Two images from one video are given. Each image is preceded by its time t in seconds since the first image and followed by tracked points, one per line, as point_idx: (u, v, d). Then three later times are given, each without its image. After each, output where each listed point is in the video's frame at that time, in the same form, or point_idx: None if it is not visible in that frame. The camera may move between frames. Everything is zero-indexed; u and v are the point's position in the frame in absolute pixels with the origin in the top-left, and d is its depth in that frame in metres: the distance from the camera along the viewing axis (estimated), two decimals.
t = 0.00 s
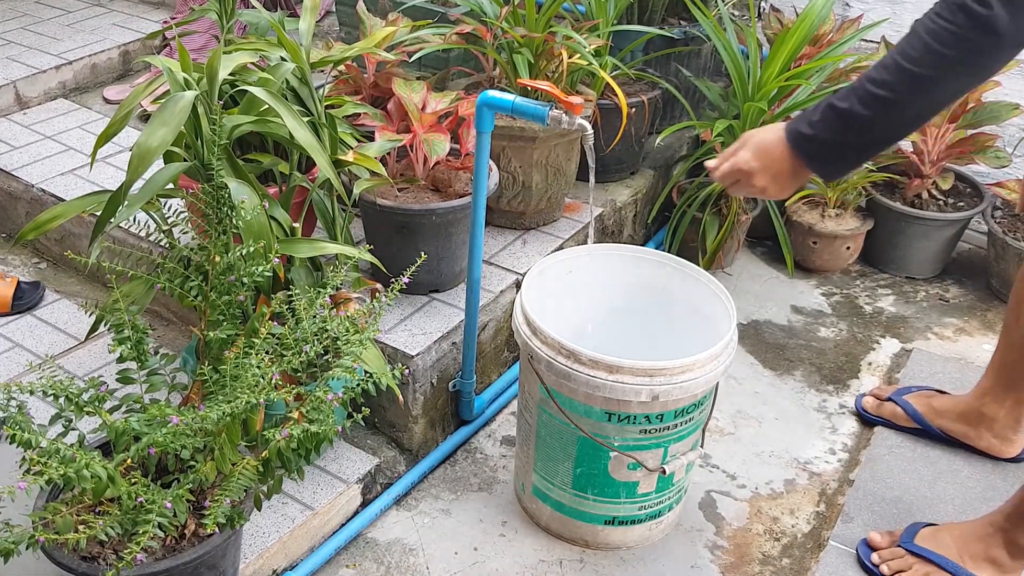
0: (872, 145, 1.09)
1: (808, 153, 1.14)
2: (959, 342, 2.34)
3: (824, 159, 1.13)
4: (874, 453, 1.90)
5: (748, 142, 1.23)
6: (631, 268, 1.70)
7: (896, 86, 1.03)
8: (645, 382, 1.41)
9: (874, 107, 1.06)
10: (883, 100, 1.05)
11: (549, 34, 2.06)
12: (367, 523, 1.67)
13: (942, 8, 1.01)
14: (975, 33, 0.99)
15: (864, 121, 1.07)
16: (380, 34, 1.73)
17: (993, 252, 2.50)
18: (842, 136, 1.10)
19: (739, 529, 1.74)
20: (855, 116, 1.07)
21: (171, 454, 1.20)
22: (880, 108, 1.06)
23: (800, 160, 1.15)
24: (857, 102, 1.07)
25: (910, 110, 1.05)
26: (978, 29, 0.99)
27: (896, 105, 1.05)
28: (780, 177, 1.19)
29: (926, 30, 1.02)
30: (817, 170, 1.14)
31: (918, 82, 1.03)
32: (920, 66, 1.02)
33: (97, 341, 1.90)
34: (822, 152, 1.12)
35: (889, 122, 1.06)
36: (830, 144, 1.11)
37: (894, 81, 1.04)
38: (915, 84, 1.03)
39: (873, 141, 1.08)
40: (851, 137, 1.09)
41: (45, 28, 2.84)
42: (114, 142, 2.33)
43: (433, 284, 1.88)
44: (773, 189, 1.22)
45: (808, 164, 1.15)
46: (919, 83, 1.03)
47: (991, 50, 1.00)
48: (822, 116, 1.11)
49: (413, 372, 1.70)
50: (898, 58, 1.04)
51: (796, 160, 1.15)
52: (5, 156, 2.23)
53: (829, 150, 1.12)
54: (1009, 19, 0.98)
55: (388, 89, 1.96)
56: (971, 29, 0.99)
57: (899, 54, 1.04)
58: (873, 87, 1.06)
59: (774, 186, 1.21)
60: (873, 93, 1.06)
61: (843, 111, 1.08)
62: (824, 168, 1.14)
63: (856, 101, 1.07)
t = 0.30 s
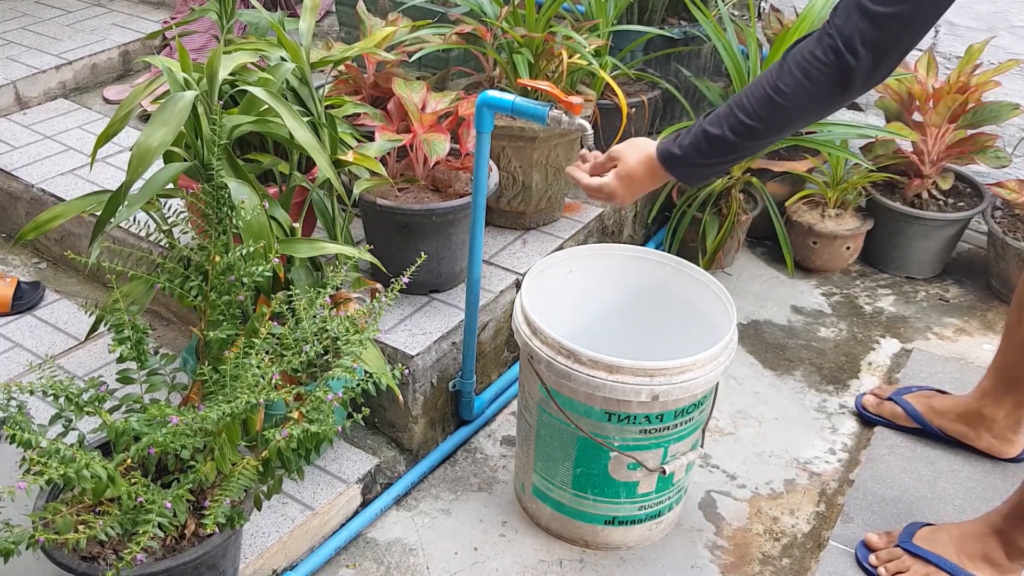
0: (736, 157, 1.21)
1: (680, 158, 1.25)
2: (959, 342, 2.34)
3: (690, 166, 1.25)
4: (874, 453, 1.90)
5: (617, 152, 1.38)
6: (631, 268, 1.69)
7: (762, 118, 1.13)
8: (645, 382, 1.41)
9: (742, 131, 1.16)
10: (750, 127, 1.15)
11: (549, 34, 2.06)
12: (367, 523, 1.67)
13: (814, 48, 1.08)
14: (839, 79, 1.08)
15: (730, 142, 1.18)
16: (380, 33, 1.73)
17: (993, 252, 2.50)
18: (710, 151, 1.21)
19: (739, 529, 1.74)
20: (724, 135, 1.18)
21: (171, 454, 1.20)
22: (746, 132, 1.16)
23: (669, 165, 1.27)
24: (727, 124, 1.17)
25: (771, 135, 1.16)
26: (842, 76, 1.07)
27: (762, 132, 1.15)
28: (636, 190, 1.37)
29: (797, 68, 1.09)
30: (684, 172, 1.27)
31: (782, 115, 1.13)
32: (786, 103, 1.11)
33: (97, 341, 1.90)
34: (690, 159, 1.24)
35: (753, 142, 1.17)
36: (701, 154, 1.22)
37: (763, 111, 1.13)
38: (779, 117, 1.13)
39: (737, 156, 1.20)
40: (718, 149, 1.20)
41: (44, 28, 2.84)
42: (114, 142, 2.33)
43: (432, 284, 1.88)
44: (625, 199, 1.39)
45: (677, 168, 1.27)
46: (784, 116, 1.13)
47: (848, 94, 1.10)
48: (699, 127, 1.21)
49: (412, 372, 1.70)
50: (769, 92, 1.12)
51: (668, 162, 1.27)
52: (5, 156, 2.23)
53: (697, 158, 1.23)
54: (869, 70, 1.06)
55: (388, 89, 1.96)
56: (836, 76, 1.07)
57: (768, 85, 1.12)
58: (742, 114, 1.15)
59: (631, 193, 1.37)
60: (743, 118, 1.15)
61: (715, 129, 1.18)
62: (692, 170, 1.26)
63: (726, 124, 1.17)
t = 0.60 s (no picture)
0: (731, 157, 1.22)
1: (675, 155, 1.25)
2: (959, 342, 2.35)
3: (684, 163, 1.26)
4: (874, 453, 1.90)
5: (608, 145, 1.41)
6: (631, 267, 1.69)
7: (755, 121, 1.14)
8: (645, 382, 1.41)
9: (736, 132, 1.17)
10: (744, 129, 1.16)
11: (549, 33, 2.06)
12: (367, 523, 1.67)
13: (812, 53, 1.08)
14: (834, 87, 1.08)
15: (724, 143, 1.19)
16: (380, 33, 1.73)
17: (993, 253, 2.50)
18: (704, 150, 1.21)
19: (739, 529, 1.74)
20: (720, 134, 1.18)
21: (171, 454, 1.20)
22: (740, 133, 1.17)
23: (661, 162, 1.29)
24: (722, 123, 1.17)
25: (764, 139, 1.17)
26: (838, 84, 1.07)
27: (756, 134, 1.16)
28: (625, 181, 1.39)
29: (795, 72, 1.10)
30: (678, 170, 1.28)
31: (777, 119, 1.13)
32: (780, 108, 1.11)
33: (97, 341, 1.89)
34: (685, 156, 1.24)
35: (748, 143, 1.18)
36: (695, 152, 1.23)
37: (758, 114, 1.14)
38: (773, 121, 1.13)
39: (731, 157, 1.21)
40: (712, 148, 1.21)
41: (44, 28, 2.84)
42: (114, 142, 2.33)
43: (433, 284, 1.88)
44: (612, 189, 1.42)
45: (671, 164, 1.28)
46: (779, 120, 1.13)
47: (844, 104, 1.09)
48: (695, 125, 1.21)
49: (412, 371, 1.70)
50: (764, 96, 1.12)
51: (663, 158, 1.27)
52: (5, 156, 2.23)
53: (692, 156, 1.23)
54: (864, 80, 1.06)
55: (388, 89, 1.96)
56: (831, 83, 1.07)
57: (766, 87, 1.12)
58: (737, 115, 1.16)
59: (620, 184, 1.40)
60: (739, 120, 1.16)
61: (710, 128, 1.19)
62: (687, 168, 1.26)
63: (721, 124, 1.17)
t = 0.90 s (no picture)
0: (715, 122, 1.08)
1: (654, 115, 1.09)
2: (959, 342, 2.35)
3: (664, 123, 1.09)
4: (874, 453, 1.90)
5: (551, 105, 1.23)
6: (631, 267, 1.69)
7: (753, 76, 1.02)
8: (645, 382, 1.41)
9: (732, 89, 1.04)
10: (742, 86, 1.03)
11: (549, 33, 2.06)
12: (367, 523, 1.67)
13: (818, 14, 1.00)
14: (838, 53, 0.99)
15: (717, 100, 1.05)
16: (380, 33, 1.73)
17: (993, 252, 2.50)
18: (690, 108, 1.07)
19: (739, 529, 1.74)
20: (712, 91, 1.05)
21: (171, 454, 1.20)
22: (735, 92, 1.04)
23: (642, 118, 1.11)
24: (717, 77, 1.04)
25: (753, 105, 1.05)
26: (845, 48, 0.99)
27: (751, 94, 1.04)
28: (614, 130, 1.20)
29: (801, 31, 1.01)
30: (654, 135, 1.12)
31: (778, 80, 1.02)
32: (785, 65, 1.01)
33: (97, 341, 1.90)
34: (665, 117, 1.09)
35: (739, 107, 1.05)
36: (680, 110, 1.08)
37: (759, 72, 1.02)
38: (775, 81, 1.02)
39: (716, 121, 1.07)
40: (696, 108, 1.07)
41: (44, 28, 2.84)
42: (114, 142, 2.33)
43: (432, 284, 1.88)
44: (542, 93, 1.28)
45: (649, 125, 1.11)
46: (780, 81, 1.02)
47: (848, 76, 1.01)
48: (680, 82, 1.07)
49: (412, 371, 1.70)
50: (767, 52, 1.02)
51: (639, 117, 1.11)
52: (5, 156, 2.23)
53: (674, 116, 1.08)
54: (871, 49, 0.99)
55: (389, 89, 1.96)
56: (839, 46, 0.99)
57: (768, 46, 1.03)
58: (735, 69, 1.03)
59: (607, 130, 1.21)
60: (736, 75, 1.04)
61: (702, 82, 1.05)
62: (665, 132, 1.10)
63: (716, 77, 1.04)
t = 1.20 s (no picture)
0: (669, 72, 1.17)
1: (616, 66, 1.20)
2: (959, 342, 2.34)
3: (625, 74, 1.20)
4: (874, 453, 1.89)
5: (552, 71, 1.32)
6: (631, 267, 1.69)
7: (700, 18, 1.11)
8: (645, 381, 1.41)
9: (679, 33, 1.13)
10: (688, 30, 1.12)
11: (549, 33, 2.06)
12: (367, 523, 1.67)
13: None
14: None
15: (666, 46, 1.15)
16: (380, 33, 1.73)
17: (993, 252, 2.49)
18: (646, 56, 1.17)
19: (739, 529, 1.74)
20: (663, 38, 1.15)
21: (171, 454, 1.20)
22: (682, 36, 1.13)
23: (606, 74, 1.22)
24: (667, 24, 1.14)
25: (702, 47, 1.13)
26: None
27: (696, 38, 1.12)
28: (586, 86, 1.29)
29: None
30: (621, 90, 1.22)
31: (718, 22, 1.10)
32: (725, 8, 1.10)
33: (97, 341, 1.90)
34: (626, 67, 1.19)
35: (691, 55, 1.14)
36: (638, 61, 1.18)
37: (704, 15, 1.11)
38: (716, 23, 1.10)
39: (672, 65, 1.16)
40: (654, 54, 1.16)
41: (44, 28, 2.84)
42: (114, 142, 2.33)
43: (432, 284, 1.88)
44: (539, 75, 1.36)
45: (615, 79, 1.21)
46: (720, 24, 1.10)
47: (789, 17, 1.08)
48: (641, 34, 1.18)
49: (412, 371, 1.70)
50: None
51: (604, 73, 1.22)
52: (5, 156, 2.23)
53: (633, 66, 1.19)
54: None
55: (388, 89, 1.96)
56: None
57: None
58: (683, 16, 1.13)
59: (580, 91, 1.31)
60: (688, 21, 1.13)
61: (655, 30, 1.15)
62: (627, 85, 1.21)
63: (666, 24, 1.14)
